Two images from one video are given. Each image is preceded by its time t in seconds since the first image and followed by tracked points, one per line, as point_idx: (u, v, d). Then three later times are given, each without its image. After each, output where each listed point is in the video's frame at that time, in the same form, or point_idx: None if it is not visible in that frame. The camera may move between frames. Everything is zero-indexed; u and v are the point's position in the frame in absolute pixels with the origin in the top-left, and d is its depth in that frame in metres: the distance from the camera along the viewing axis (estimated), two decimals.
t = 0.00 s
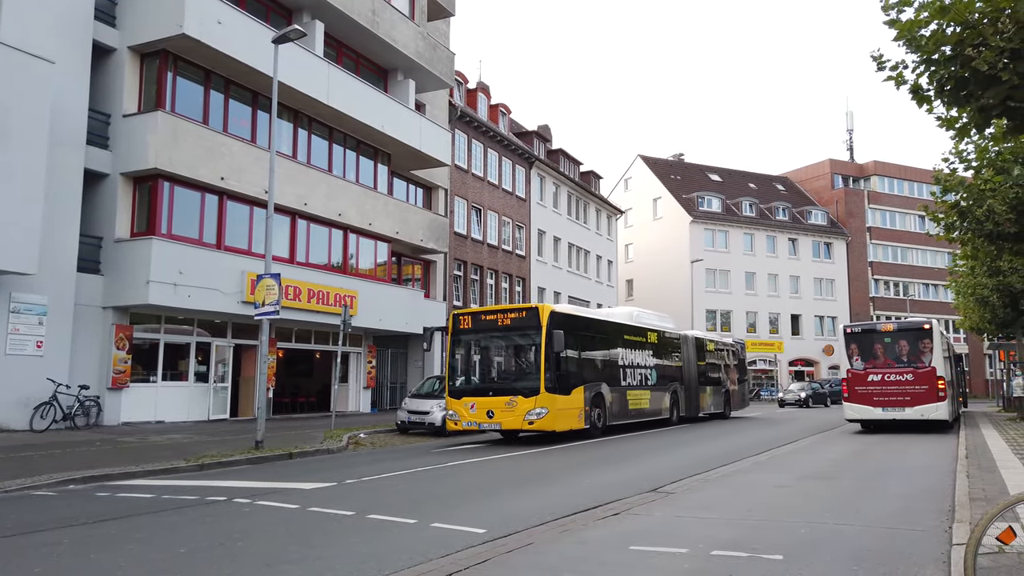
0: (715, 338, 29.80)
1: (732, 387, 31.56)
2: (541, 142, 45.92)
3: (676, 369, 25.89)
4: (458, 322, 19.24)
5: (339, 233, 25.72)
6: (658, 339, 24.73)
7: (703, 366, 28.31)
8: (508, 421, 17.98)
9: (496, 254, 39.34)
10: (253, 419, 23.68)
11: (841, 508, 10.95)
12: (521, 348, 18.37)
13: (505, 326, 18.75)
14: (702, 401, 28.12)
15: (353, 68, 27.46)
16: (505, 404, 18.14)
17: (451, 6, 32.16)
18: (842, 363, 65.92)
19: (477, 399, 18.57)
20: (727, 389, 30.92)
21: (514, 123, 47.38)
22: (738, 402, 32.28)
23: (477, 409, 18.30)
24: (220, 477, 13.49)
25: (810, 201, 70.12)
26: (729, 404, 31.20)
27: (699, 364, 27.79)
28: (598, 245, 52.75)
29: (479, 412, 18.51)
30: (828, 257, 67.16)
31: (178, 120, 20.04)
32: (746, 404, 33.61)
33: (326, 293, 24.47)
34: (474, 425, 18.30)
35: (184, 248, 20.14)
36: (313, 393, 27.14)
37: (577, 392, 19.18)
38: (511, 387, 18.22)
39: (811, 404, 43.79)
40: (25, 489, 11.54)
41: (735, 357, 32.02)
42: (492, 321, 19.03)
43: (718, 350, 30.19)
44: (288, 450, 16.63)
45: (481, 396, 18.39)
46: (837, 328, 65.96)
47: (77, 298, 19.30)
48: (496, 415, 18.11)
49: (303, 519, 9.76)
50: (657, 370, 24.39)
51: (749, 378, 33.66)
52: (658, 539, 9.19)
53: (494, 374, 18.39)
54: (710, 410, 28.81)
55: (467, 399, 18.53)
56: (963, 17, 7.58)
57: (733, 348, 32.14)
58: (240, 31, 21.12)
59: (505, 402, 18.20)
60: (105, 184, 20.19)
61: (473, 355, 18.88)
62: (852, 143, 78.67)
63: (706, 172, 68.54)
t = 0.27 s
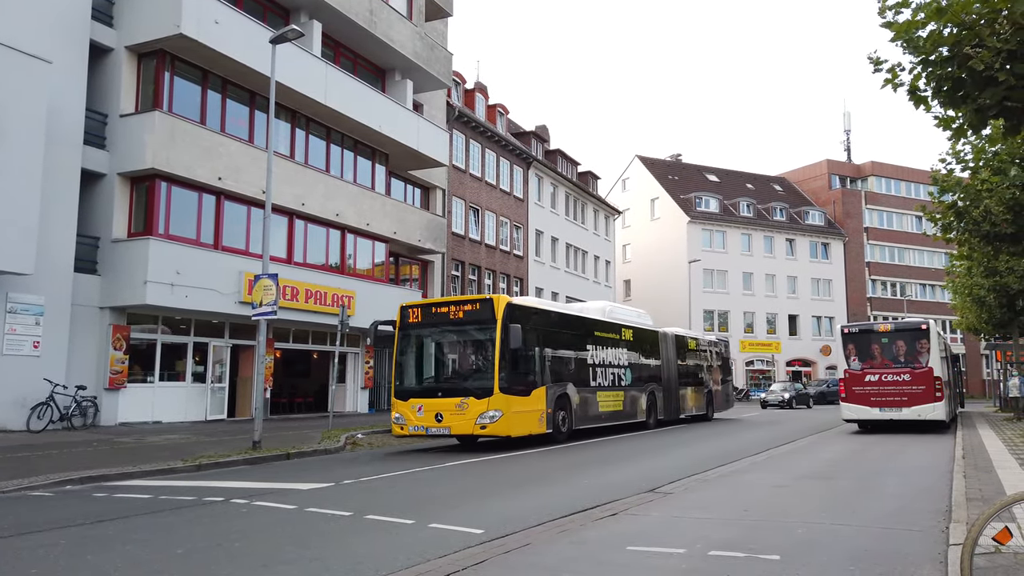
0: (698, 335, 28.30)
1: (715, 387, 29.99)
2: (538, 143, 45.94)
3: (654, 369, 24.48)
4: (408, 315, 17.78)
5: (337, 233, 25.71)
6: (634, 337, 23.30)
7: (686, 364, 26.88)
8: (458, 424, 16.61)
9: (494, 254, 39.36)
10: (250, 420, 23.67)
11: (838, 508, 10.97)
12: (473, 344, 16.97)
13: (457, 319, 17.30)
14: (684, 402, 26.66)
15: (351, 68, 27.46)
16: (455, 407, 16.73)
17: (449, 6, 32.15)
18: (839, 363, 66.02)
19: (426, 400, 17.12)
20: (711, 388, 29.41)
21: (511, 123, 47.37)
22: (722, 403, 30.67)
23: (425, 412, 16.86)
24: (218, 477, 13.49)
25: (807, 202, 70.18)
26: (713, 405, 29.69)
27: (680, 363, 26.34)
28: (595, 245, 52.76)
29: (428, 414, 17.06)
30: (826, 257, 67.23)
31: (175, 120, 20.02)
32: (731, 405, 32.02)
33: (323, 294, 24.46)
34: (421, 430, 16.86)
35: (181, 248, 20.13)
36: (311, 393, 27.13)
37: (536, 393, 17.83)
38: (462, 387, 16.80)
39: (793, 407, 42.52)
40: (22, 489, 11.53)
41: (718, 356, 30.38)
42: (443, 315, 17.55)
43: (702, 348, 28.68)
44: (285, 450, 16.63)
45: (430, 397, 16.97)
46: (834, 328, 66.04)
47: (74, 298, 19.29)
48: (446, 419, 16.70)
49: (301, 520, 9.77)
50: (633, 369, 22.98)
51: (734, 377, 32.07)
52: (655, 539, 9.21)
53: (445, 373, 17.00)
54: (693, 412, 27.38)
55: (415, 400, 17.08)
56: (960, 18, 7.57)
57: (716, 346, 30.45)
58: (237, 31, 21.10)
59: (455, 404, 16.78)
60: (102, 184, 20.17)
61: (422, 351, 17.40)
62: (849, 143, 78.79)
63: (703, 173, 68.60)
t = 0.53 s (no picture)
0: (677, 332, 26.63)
1: (697, 388, 28.37)
2: (537, 143, 45.94)
3: (630, 367, 22.76)
4: (342, 307, 15.84)
5: (335, 233, 25.69)
6: (605, 332, 21.56)
7: (665, 363, 25.17)
8: (397, 430, 14.71)
9: (492, 254, 39.35)
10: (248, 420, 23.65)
11: (836, 507, 10.98)
12: (415, 340, 15.08)
13: (397, 311, 15.39)
14: (663, 403, 24.91)
15: (349, 67, 27.44)
16: (392, 410, 14.82)
17: (447, 6, 32.15)
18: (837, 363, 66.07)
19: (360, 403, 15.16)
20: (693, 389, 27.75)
21: (510, 123, 47.37)
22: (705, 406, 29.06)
23: (360, 417, 14.97)
24: (216, 477, 13.48)
25: (805, 202, 70.23)
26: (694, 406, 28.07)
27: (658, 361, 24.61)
28: (594, 245, 52.79)
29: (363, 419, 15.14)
30: (824, 257, 67.27)
31: (174, 119, 20.00)
32: (713, 407, 30.46)
33: (321, 294, 24.45)
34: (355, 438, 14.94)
35: (179, 247, 20.11)
36: (309, 393, 27.11)
37: (488, 393, 16.01)
38: (400, 388, 14.87)
39: (778, 408, 40.96)
40: (20, 489, 11.53)
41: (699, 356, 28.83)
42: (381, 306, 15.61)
43: (682, 346, 27.01)
44: (284, 450, 16.63)
45: (366, 399, 15.04)
46: (832, 328, 66.09)
47: (71, 298, 19.26)
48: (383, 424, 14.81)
49: (299, 520, 9.76)
50: (603, 367, 21.26)
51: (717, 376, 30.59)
52: (654, 539, 9.21)
53: (382, 371, 15.11)
54: (673, 414, 25.71)
55: (348, 405, 15.14)
56: (957, 18, 7.58)
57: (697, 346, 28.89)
58: (235, 30, 21.07)
59: (392, 407, 14.87)
60: (100, 184, 20.14)
61: (356, 346, 15.46)
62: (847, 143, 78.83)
63: (702, 173, 68.65)
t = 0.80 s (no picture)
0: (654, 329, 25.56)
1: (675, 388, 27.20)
2: (535, 143, 45.95)
3: (600, 365, 21.62)
4: (262, 296, 14.23)
5: (333, 233, 25.69)
6: (570, 327, 20.29)
7: (641, 362, 24.07)
8: (314, 437, 13.09)
9: (491, 253, 39.35)
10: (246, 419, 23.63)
11: (834, 507, 10.97)
12: (338, 332, 13.45)
13: (320, 300, 13.77)
14: (638, 404, 23.81)
15: (348, 67, 27.44)
16: (310, 414, 13.19)
17: (446, 6, 32.16)
18: (836, 362, 66.12)
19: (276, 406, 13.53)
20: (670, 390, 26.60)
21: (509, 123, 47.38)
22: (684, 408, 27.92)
23: (275, 421, 13.37)
24: (215, 477, 13.48)
25: (804, 202, 70.28)
26: (671, 407, 26.95)
27: (632, 360, 23.49)
28: (592, 245, 52.82)
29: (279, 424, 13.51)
30: (822, 257, 67.31)
31: (172, 119, 19.99)
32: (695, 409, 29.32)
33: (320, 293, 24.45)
34: (269, 445, 13.33)
35: (178, 247, 20.10)
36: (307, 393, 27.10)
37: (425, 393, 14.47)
38: (319, 388, 13.23)
39: (764, 409, 39.67)
40: (18, 489, 11.52)
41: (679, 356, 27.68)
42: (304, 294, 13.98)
43: (660, 344, 25.93)
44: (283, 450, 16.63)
45: (282, 401, 13.42)
46: (831, 328, 66.14)
47: (70, 297, 19.25)
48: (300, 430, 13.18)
49: (297, 520, 9.75)
50: (569, 365, 20.08)
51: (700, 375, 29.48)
52: (652, 538, 9.20)
53: (302, 368, 13.48)
54: (648, 416, 24.64)
55: (262, 407, 13.52)
56: (955, 18, 7.58)
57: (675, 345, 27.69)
58: (234, 30, 21.06)
59: (311, 410, 13.22)
60: (99, 183, 20.13)
61: (274, 340, 13.83)
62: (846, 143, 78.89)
63: (700, 173, 68.71)
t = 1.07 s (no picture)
0: (633, 325, 24.09)
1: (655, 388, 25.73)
2: (535, 143, 45.95)
3: (570, 363, 20.17)
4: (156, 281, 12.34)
5: (333, 233, 25.68)
6: (533, 322, 18.61)
7: (615, 361, 22.57)
8: (202, 446, 11.23)
9: (490, 253, 39.35)
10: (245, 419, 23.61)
11: (834, 507, 10.97)
12: (233, 323, 11.53)
13: (216, 286, 11.86)
14: (612, 405, 22.36)
15: (348, 67, 27.43)
16: (199, 419, 11.33)
17: (446, 6, 32.16)
18: (835, 362, 66.15)
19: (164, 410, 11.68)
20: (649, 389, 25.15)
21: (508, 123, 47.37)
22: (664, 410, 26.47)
23: (160, 427, 11.53)
24: (215, 477, 13.48)
25: (803, 202, 70.31)
26: (651, 409, 25.54)
27: (606, 359, 22.00)
28: (592, 245, 52.83)
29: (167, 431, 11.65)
30: (821, 257, 67.33)
31: (171, 119, 19.98)
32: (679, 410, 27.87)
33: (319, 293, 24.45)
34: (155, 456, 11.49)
35: (177, 247, 20.09)
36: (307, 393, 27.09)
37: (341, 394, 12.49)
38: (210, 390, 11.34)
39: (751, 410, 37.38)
40: (18, 489, 11.52)
41: (660, 355, 26.17)
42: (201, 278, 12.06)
43: (639, 342, 24.42)
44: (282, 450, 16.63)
45: (170, 404, 11.56)
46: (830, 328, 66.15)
47: (68, 297, 19.23)
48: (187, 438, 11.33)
49: (297, 520, 9.75)
50: (532, 365, 18.46)
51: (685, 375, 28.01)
52: (652, 538, 9.20)
53: (191, 366, 11.57)
54: (625, 417, 23.23)
55: (148, 412, 11.66)
56: (955, 18, 7.58)
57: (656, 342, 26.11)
58: (234, 30, 21.06)
59: (201, 415, 11.36)
60: (98, 183, 20.12)
61: (165, 333, 11.96)
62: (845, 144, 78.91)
63: (699, 173, 68.73)
